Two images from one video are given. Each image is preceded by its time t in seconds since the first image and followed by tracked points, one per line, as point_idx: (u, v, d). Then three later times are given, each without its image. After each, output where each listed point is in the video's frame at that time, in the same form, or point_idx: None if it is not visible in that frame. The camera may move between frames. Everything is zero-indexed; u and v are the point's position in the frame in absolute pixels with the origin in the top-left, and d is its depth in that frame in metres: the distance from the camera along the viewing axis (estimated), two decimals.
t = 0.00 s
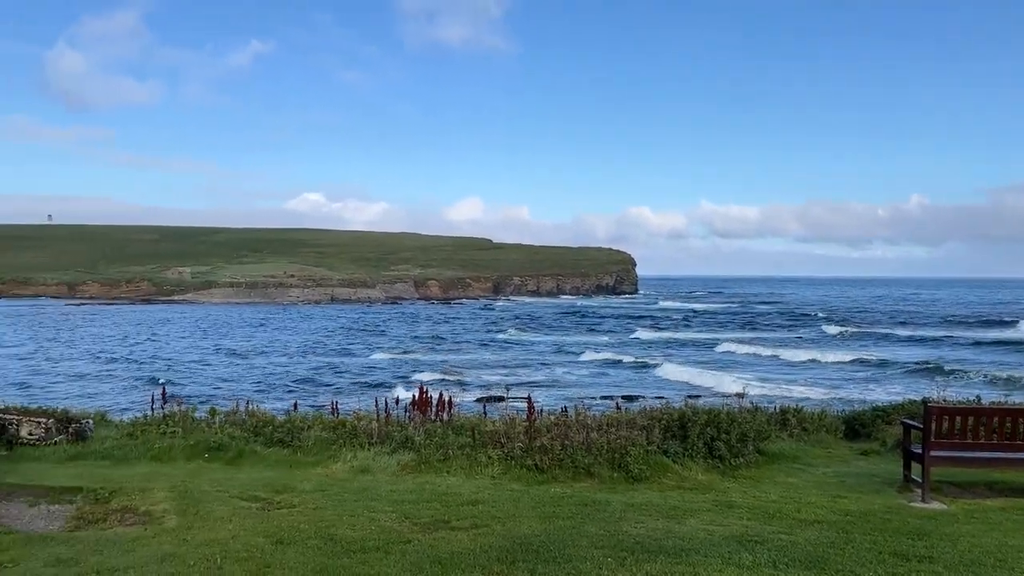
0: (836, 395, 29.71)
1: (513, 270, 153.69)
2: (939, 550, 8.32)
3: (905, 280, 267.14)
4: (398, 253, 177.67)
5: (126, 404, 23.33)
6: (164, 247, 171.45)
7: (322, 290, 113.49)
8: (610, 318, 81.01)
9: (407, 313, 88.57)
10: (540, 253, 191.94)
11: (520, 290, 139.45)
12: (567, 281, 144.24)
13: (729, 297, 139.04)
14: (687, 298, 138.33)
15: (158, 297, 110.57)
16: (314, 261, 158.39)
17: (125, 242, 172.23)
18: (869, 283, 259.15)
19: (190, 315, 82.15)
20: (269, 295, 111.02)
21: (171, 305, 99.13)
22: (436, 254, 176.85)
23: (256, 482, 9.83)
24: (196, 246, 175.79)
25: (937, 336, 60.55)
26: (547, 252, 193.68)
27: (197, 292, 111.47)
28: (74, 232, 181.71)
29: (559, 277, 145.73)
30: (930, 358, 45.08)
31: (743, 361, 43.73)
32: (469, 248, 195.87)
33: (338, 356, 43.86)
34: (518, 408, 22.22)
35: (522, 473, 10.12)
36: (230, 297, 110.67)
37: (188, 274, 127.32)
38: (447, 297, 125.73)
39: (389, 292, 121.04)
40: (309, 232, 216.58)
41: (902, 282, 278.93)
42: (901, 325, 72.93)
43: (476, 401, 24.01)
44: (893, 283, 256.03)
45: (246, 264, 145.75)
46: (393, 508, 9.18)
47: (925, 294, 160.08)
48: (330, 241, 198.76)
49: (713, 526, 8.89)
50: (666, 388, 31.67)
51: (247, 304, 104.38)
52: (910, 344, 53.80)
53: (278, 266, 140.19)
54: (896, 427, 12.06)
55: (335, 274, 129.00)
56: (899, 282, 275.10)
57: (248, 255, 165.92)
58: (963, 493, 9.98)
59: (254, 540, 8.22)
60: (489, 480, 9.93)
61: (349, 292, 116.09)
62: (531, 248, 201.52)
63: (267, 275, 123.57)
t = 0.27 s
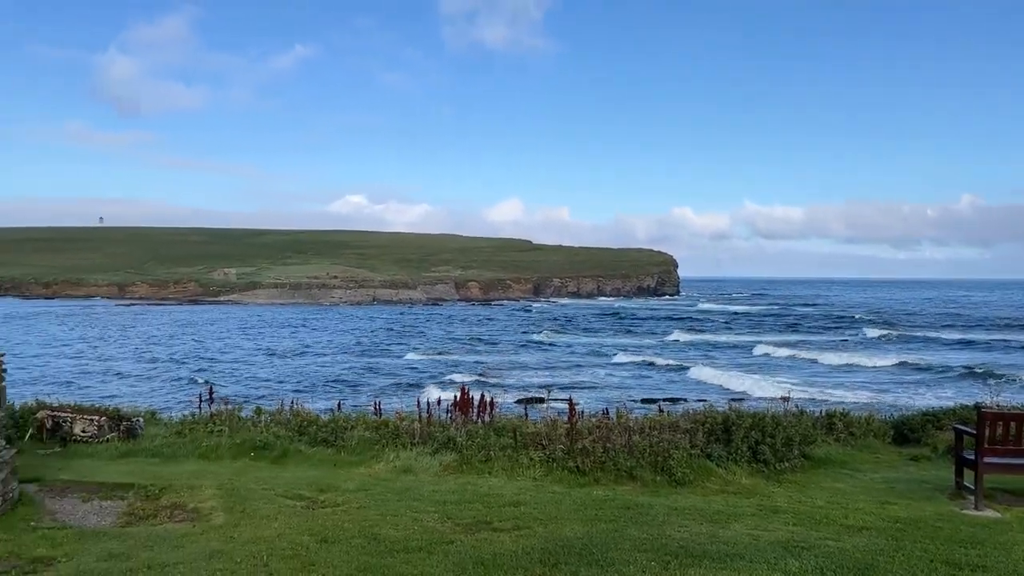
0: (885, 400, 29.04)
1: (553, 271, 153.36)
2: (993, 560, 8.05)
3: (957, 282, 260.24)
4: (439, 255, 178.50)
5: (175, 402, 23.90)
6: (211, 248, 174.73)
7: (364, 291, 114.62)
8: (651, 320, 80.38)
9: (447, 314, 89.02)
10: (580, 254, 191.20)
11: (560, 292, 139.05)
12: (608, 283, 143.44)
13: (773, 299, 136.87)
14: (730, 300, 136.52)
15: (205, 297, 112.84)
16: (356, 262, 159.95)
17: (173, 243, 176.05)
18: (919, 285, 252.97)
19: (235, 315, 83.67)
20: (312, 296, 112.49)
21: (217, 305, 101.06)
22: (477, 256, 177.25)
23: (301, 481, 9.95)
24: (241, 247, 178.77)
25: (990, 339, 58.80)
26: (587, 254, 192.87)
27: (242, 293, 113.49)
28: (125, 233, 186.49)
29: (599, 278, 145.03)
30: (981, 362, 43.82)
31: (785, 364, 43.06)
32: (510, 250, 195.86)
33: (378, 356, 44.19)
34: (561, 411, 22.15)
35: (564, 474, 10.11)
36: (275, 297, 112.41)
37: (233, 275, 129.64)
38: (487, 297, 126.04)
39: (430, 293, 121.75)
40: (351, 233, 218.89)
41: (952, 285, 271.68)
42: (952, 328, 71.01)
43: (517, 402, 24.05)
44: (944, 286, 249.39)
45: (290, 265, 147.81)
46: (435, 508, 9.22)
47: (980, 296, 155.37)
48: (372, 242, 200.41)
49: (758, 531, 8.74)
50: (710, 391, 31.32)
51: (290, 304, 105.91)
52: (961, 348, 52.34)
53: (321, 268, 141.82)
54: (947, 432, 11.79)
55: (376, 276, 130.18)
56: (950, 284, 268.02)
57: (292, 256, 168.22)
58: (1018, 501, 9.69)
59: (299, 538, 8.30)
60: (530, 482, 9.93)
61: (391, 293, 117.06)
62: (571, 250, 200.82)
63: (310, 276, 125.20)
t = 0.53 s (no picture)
0: (932, 405, 28.37)
1: (588, 273, 152.78)
2: None
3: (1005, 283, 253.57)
4: (475, 256, 178.86)
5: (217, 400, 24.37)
6: (251, 249, 177.16)
7: (401, 292, 115.30)
8: (687, 321, 79.62)
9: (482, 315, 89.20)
10: (616, 255, 190.11)
11: (596, 293, 138.40)
12: (644, 284, 142.39)
13: (814, 301, 134.59)
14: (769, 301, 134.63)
15: (244, 297, 114.57)
16: (393, 263, 160.91)
17: (213, 245, 179.09)
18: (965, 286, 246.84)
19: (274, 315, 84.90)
20: (349, 297, 113.49)
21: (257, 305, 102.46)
22: (513, 257, 177.24)
23: (340, 481, 10.04)
24: (280, 248, 180.94)
25: None
26: (623, 254, 191.78)
27: (280, 293, 114.94)
28: (167, 235, 190.21)
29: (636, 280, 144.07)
30: None
31: (824, 368, 42.35)
32: (546, 251, 195.44)
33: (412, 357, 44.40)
34: (598, 412, 22.04)
35: (600, 477, 10.09)
36: (313, 297, 113.63)
37: (272, 275, 131.37)
38: (522, 298, 125.99)
39: (466, 293, 122.05)
40: (387, 234, 220.49)
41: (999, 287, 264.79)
42: (1000, 331, 69.12)
43: (553, 404, 24.00)
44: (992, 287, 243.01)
45: (328, 266, 149.24)
46: (472, 508, 9.25)
47: None
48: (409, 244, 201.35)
49: (798, 536, 8.60)
50: (750, 395, 30.92)
51: (328, 305, 106.97)
52: (1009, 352, 50.90)
53: (358, 269, 142.99)
54: (994, 437, 11.53)
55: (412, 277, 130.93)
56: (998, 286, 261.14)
57: (329, 257, 169.81)
58: None
59: (338, 537, 8.37)
60: (567, 483, 9.92)
61: (427, 293, 117.59)
62: (608, 250, 199.73)
63: (347, 277, 126.36)
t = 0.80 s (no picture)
0: (971, 409, 27.79)
1: (616, 273, 152.17)
2: None
3: None
4: (504, 257, 178.93)
5: (250, 399, 24.74)
6: (282, 250, 178.84)
7: (430, 292, 115.67)
8: (717, 322, 78.95)
9: (511, 316, 89.24)
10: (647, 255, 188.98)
11: (625, 293, 137.66)
12: (674, 285, 141.33)
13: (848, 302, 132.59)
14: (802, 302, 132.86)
15: (275, 297, 115.76)
16: (422, 264, 161.44)
17: (245, 245, 181.25)
18: (1004, 287, 241.62)
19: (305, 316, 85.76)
20: (379, 297, 114.12)
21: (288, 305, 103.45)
22: (542, 258, 176.97)
23: (371, 481, 10.09)
24: (311, 249, 182.42)
25: None
26: (653, 255, 190.65)
27: (311, 294, 115.93)
28: (200, 236, 192.92)
29: (665, 280, 143.11)
30: None
31: (856, 370, 41.76)
32: (575, 251, 194.87)
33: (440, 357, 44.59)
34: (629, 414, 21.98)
35: (631, 479, 10.04)
36: (343, 298, 114.45)
37: (302, 276, 132.56)
38: (550, 299, 125.75)
39: (495, 294, 122.12)
40: (415, 235, 221.43)
41: None
42: None
43: (584, 405, 23.95)
44: None
45: (358, 267, 150.16)
46: (503, 509, 9.24)
47: None
48: (438, 245, 201.83)
49: (833, 540, 8.48)
50: (784, 397, 30.56)
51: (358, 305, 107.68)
52: None
53: (387, 269, 143.73)
54: None
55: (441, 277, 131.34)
56: None
57: (359, 258, 170.81)
58: None
59: (369, 537, 8.40)
60: (598, 485, 9.88)
61: (456, 294, 117.81)
62: (637, 251, 198.56)
63: (377, 278, 127.12)
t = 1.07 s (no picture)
0: (1002, 411, 27.35)
1: (640, 274, 151.52)
2: None
3: None
4: (528, 257, 178.95)
5: (276, 399, 25.02)
6: (307, 250, 180.17)
7: (454, 293, 115.96)
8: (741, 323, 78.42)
9: (534, 316, 89.24)
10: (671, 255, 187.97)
11: (649, 293, 137.03)
12: (699, 285, 140.42)
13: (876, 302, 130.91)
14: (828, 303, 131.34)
15: (300, 298, 116.71)
16: (446, 265, 161.91)
17: (271, 246, 183.02)
18: None
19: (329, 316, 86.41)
20: (403, 298, 114.61)
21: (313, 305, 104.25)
22: (566, 258, 176.66)
23: (394, 480, 10.14)
24: (336, 250, 183.62)
25: None
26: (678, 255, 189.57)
27: (335, 294, 116.71)
28: (227, 237, 195.15)
29: (690, 281, 142.23)
30: None
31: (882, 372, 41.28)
32: (598, 252, 194.36)
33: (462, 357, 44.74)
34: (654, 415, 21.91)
35: (655, 480, 10.01)
36: (368, 298, 115.12)
37: (327, 276, 133.52)
38: (574, 299, 125.52)
39: (518, 294, 122.14)
40: (439, 236, 222.04)
41: None
42: None
43: (609, 405, 23.91)
44: None
45: (382, 268, 150.94)
46: (526, 509, 9.25)
47: None
48: (462, 245, 202.29)
49: (859, 543, 8.38)
50: (810, 398, 30.28)
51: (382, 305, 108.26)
52: None
53: (411, 270, 144.30)
54: None
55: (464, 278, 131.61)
56: None
57: (383, 258, 171.63)
58: None
59: (393, 536, 8.45)
60: (621, 486, 9.87)
61: (479, 294, 118.00)
62: (662, 251, 197.55)
63: (401, 278, 127.69)
